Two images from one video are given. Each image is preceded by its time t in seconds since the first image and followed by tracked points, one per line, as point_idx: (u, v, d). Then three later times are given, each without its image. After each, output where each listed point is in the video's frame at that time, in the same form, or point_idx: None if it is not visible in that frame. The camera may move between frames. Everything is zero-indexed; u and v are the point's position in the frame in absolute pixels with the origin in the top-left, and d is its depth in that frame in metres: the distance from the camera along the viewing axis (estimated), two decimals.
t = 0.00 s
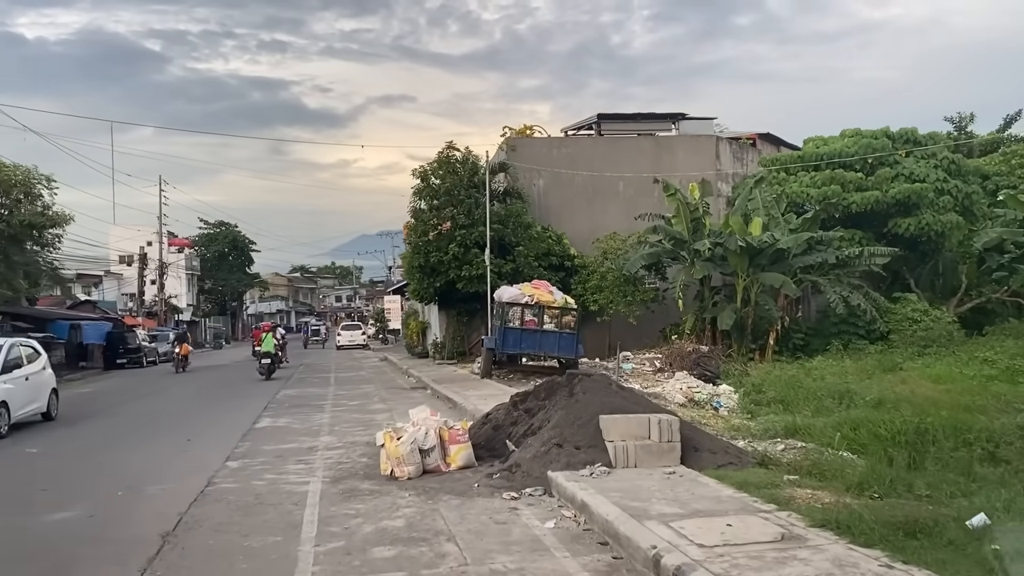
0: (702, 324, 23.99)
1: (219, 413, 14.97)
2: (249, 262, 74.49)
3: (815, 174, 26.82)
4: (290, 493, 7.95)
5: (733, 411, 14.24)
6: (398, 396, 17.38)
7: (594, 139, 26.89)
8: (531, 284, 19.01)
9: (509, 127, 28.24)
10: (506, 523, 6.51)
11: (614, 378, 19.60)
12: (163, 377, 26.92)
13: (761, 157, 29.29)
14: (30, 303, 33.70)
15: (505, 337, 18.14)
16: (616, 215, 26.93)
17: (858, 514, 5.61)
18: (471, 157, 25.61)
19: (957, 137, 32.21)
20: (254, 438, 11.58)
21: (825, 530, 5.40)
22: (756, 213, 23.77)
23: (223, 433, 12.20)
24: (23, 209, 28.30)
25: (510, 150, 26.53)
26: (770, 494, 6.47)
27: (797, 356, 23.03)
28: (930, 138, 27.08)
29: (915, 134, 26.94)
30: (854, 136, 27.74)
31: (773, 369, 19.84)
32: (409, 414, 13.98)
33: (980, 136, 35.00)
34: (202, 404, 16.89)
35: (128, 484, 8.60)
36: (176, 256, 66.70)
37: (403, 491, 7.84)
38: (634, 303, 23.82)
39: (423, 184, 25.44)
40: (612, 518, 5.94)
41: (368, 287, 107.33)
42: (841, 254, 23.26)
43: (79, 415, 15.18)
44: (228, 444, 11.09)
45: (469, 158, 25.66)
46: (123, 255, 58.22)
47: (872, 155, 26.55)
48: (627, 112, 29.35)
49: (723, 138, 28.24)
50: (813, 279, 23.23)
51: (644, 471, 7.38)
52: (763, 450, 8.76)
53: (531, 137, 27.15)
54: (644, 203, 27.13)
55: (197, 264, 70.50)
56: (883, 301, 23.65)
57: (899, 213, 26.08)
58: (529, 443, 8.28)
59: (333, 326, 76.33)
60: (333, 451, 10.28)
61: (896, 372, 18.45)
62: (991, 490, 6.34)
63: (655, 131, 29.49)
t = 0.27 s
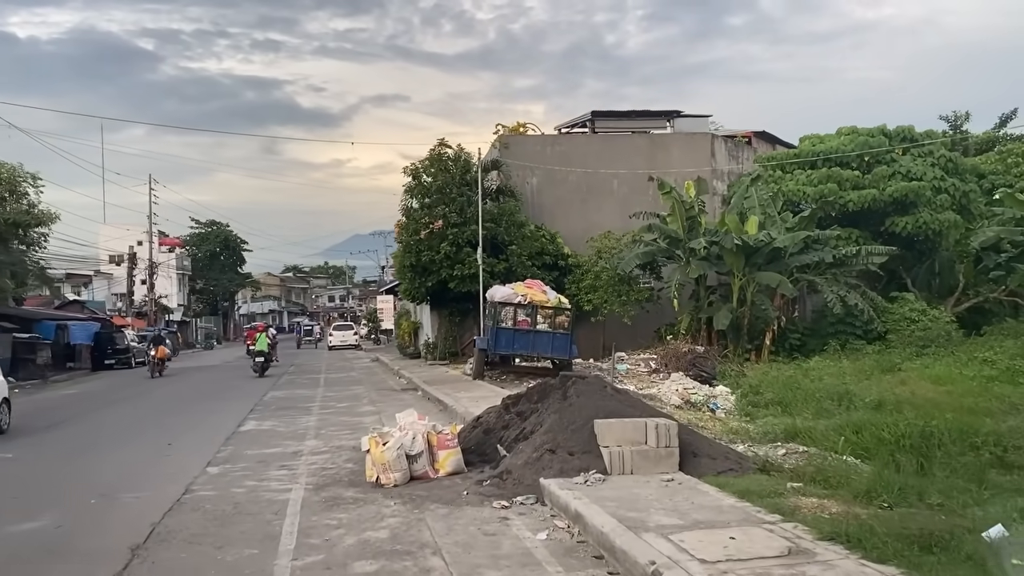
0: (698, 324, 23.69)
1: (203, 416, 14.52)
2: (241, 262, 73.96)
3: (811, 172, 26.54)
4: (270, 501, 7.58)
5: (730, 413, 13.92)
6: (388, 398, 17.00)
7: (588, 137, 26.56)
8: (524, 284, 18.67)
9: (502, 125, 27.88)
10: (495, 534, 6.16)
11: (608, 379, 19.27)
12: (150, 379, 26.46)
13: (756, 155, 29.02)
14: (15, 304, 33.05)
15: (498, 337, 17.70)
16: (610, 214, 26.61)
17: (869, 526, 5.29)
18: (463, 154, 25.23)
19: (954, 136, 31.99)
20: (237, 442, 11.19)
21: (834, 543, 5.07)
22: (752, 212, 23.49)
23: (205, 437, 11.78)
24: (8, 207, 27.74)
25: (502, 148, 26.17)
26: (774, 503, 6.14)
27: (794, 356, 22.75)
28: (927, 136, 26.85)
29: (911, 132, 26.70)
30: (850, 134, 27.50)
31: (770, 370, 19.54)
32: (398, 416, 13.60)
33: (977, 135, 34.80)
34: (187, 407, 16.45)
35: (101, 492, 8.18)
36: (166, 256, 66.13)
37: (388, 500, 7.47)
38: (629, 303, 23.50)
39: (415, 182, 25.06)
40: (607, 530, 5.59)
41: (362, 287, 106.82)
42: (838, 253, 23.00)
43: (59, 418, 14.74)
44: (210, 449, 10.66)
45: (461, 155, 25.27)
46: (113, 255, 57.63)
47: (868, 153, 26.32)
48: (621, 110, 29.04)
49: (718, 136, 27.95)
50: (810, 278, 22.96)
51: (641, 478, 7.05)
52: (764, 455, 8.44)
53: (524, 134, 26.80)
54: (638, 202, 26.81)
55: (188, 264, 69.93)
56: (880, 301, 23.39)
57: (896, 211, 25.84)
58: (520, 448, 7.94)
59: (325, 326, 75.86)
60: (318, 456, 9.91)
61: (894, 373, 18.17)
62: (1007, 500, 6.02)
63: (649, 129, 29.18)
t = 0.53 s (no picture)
0: (697, 323, 23.38)
1: (192, 418, 14.12)
2: (236, 262, 73.52)
3: (812, 169, 26.24)
4: (254, 510, 7.23)
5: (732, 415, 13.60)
6: (382, 399, 16.64)
7: (586, 134, 26.24)
8: (520, 282, 18.34)
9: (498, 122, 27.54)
10: (490, 547, 5.82)
11: (607, 379, 18.94)
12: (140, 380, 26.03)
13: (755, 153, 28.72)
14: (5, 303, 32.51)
15: (494, 337, 17.42)
16: (608, 212, 26.29)
17: (887, 539, 4.97)
18: (459, 151, 24.87)
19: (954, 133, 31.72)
20: (224, 446, 10.83)
21: (851, 557, 4.75)
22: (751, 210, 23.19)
23: (191, 441, 11.39)
24: None
25: (499, 145, 25.83)
26: (784, 513, 5.83)
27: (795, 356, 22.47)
28: (928, 134, 26.57)
29: (912, 129, 26.41)
30: (850, 131, 27.23)
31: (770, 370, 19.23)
32: (391, 419, 13.25)
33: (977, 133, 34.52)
34: (177, 408, 16.05)
35: (78, 500, 7.81)
36: (161, 255, 65.66)
37: (378, 508, 7.12)
38: (627, 302, 23.18)
39: (410, 179, 24.70)
40: (608, 543, 5.26)
41: (358, 286, 106.34)
42: (838, 251, 22.71)
43: (44, 420, 14.34)
44: (196, 453, 10.28)
45: (457, 153, 24.91)
46: (108, 254, 57.17)
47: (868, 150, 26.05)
48: (620, 106, 28.69)
49: (717, 133, 27.64)
50: (810, 277, 22.66)
51: (643, 486, 6.72)
52: (770, 460, 8.13)
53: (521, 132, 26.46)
54: (636, 199, 26.49)
55: (183, 263, 69.47)
56: (881, 300, 23.10)
57: (897, 209, 25.56)
58: (516, 453, 7.62)
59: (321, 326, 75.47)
60: (307, 461, 9.56)
61: (897, 373, 17.87)
62: None
63: (648, 126, 28.86)
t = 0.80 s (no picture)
0: (701, 323, 23.05)
1: (186, 420, 13.77)
2: (237, 261, 73.20)
3: (817, 167, 25.90)
4: (244, 519, 6.89)
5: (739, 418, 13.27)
6: (381, 400, 16.30)
7: (588, 131, 25.91)
8: (522, 281, 18.02)
9: (499, 120, 27.21)
10: (492, 561, 5.48)
11: (610, 380, 18.61)
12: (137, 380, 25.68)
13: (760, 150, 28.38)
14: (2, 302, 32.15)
15: (495, 337, 17.10)
16: (611, 210, 25.94)
17: (914, 555, 4.64)
18: (459, 149, 24.53)
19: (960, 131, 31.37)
20: (218, 449, 10.49)
21: None
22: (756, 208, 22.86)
23: (182, 444, 11.05)
24: None
25: (500, 142, 25.50)
26: (803, 525, 5.49)
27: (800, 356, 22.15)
28: (935, 131, 26.22)
29: (919, 126, 26.08)
30: (855, 128, 26.90)
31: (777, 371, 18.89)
32: (389, 421, 12.90)
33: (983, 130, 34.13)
34: (172, 409, 15.70)
35: (60, 508, 7.45)
36: (161, 255, 65.36)
37: (374, 518, 6.77)
38: (630, 302, 22.85)
39: (410, 177, 24.37)
40: (617, 558, 4.92)
41: (359, 286, 106.06)
42: (845, 250, 22.37)
43: (36, 421, 14.00)
44: (187, 457, 9.92)
45: (457, 150, 24.57)
46: (108, 253, 56.89)
47: (874, 148, 25.70)
48: (622, 103, 28.34)
49: (721, 130, 27.30)
50: (816, 276, 22.33)
51: (653, 495, 6.38)
52: (784, 466, 7.80)
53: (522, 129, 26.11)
54: (639, 197, 26.14)
55: (183, 263, 69.19)
56: (888, 299, 22.76)
57: (904, 207, 25.22)
58: (518, 458, 7.28)
59: (322, 325, 75.15)
60: (302, 466, 9.23)
61: (906, 374, 17.54)
62: None
63: (651, 123, 28.53)
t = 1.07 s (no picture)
0: (710, 322, 22.69)
1: (185, 421, 13.42)
2: (240, 260, 72.96)
3: (827, 164, 25.52)
4: (238, 529, 6.56)
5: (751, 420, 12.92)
6: (384, 401, 15.96)
7: (594, 128, 25.55)
8: (528, 279, 17.68)
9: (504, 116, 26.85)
10: None
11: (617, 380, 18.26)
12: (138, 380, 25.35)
13: (768, 147, 28.00)
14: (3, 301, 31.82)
15: (500, 337, 16.70)
16: (617, 208, 25.59)
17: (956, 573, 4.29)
18: (464, 145, 24.18)
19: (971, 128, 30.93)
20: (215, 453, 10.16)
21: None
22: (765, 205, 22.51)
23: (179, 447, 10.70)
24: None
25: (505, 139, 25.16)
26: (830, 538, 5.15)
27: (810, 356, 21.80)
28: (946, 127, 25.82)
29: (930, 122, 25.68)
30: (865, 125, 26.51)
31: (788, 371, 18.54)
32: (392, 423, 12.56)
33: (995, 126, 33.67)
34: (171, 410, 15.36)
35: (46, 517, 7.09)
36: (164, 254, 65.14)
37: (375, 528, 6.43)
38: (637, 301, 22.49)
39: (413, 174, 24.03)
40: None
41: (364, 285, 105.76)
42: (856, 248, 22.00)
43: (31, 422, 13.66)
44: (183, 461, 9.56)
45: (461, 147, 24.22)
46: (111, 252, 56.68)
47: (885, 144, 25.30)
48: (629, 100, 27.97)
49: (729, 127, 26.93)
50: (827, 274, 21.95)
51: (668, 505, 6.03)
52: (803, 473, 7.45)
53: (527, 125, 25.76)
54: (646, 195, 25.78)
55: (187, 262, 68.95)
56: (900, 297, 22.37)
57: (915, 205, 24.83)
58: (525, 465, 6.93)
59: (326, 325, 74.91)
60: (301, 471, 8.90)
61: (920, 374, 17.16)
62: None
63: (657, 120, 28.16)
